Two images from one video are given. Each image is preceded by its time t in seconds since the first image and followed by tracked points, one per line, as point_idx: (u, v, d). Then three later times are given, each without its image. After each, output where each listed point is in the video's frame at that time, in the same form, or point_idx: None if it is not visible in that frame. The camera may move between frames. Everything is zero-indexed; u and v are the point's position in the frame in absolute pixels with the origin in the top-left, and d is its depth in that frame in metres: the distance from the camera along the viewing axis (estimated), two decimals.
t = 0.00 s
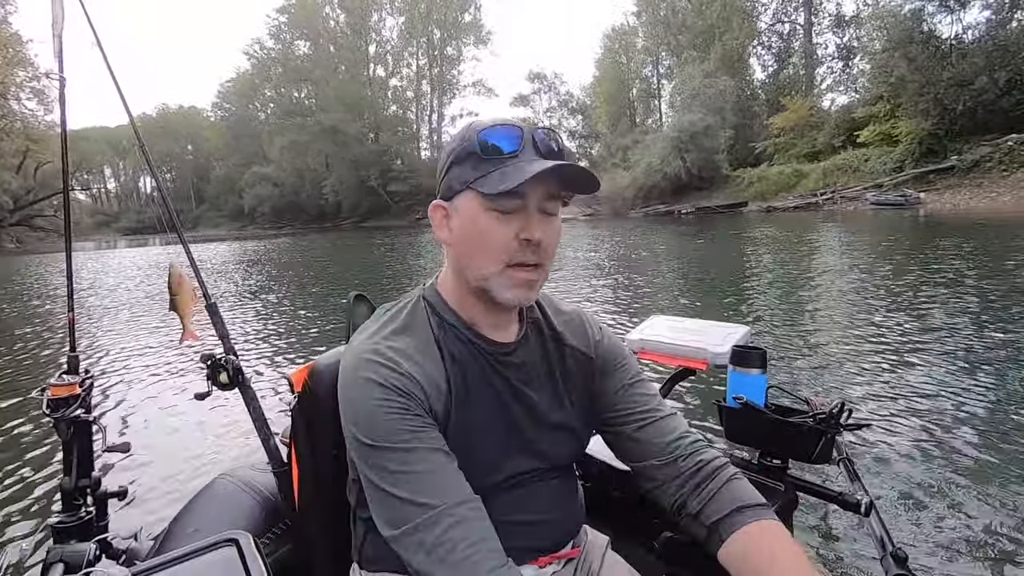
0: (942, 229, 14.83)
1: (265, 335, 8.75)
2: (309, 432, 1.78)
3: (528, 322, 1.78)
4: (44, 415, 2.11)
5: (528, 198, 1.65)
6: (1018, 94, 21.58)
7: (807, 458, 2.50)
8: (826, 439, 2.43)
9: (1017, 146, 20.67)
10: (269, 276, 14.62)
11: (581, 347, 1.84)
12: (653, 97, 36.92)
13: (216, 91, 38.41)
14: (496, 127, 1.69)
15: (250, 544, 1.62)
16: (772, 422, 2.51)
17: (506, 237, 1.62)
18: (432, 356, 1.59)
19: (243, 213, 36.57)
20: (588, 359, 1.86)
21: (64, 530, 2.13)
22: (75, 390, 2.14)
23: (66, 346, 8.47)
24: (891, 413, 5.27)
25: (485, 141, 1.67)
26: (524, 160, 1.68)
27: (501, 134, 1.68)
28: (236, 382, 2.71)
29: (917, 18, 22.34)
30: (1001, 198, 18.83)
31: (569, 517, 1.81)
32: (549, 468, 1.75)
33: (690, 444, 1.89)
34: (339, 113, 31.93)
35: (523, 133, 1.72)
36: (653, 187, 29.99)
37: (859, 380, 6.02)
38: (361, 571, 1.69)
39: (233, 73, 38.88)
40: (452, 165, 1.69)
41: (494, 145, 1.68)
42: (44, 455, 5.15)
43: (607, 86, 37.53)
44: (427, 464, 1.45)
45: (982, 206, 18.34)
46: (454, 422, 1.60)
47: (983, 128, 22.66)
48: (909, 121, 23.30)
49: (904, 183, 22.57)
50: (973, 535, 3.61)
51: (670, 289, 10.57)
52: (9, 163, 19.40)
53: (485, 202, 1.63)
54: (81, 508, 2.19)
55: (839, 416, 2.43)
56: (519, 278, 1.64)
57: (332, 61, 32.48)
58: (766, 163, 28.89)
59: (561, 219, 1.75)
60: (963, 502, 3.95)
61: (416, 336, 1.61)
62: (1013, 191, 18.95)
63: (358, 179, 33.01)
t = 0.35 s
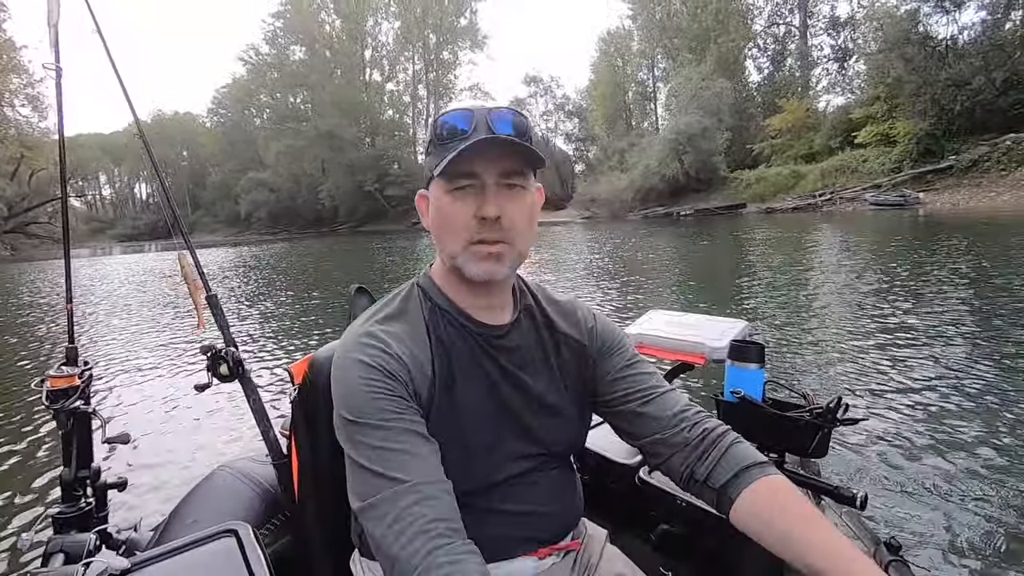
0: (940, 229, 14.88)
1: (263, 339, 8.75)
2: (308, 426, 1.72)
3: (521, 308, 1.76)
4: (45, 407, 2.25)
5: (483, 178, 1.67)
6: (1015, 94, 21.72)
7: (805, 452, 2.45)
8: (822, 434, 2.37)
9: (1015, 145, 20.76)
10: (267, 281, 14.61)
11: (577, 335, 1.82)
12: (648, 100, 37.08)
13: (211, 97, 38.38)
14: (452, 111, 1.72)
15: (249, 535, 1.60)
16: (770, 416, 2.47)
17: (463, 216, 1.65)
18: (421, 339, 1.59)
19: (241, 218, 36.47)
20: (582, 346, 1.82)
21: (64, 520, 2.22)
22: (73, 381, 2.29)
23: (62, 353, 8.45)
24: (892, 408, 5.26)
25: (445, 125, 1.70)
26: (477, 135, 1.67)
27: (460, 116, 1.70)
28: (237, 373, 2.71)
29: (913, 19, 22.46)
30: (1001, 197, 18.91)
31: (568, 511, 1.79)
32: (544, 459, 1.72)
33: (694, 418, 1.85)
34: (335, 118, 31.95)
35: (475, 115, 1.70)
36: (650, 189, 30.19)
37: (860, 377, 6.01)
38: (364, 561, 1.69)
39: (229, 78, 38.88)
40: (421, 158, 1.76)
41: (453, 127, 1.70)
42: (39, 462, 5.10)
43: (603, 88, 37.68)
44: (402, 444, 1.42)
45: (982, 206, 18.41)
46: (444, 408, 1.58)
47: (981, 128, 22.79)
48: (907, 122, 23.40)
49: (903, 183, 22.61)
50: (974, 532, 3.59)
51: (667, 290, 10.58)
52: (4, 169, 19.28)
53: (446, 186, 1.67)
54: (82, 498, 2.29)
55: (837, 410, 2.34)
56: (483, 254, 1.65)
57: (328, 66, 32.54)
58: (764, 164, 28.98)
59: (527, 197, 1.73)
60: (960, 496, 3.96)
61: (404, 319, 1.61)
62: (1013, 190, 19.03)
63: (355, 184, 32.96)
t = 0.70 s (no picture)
0: (939, 231, 14.91)
1: (260, 346, 8.70)
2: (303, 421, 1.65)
3: (494, 297, 1.78)
4: (36, 423, 2.27)
5: (418, 169, 1.75)
6: (1016, 94, 21.81)
7: (799, 459, 2.49)
8: (818, 440, 2.42)
9: (1017, 146, 20.82)
10: (265, 287, 14.56)
11: (548, 320, 1.87)
12: (646, 104, 37.24)
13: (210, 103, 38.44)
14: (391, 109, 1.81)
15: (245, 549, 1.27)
16: (767, 423, 2.48)
17: (403, 206, 1.73)
18: (384, 323, 1.57)
19: (240, 224, 36.40)
20: (552, 330, 1.87)
21: (56, 535, 2.30)
22: (63, 397, 2.30)
23: (57, 362, 8.40)
24: (896, 412, 5.25)
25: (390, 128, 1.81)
26: (409, 127, 1.73)
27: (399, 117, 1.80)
28: (230, 386, 2.76)
29: (911, 21, 22.57)
30: (1004, 198, 18.95)
31: (569, 515, 1.80)
32: (542, 439, 1.78)
33: (636, 418, 2.06)
34: (334, 123, 32.01)
35: (410, 113, 1.78)
36: (650, 192, 30.25)
37: (860, 380, 6.00)
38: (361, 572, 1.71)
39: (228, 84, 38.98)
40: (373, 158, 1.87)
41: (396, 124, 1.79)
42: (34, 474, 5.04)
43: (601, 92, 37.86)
44: (327, 448, 1.39)
45: (985, 207, 18.44)
46: (423, 389, 1.57)
47: (983, 128, 22.87)
48: (907, 123, 23.44)
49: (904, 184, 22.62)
50: (969, 534, 3.60)
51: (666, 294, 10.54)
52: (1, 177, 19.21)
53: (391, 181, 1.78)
54: (74, 514, 2.35)
55: (832, 416, 2.41)
56: (421, 239, 1.71)
57: (327, 72, 32.66)
58: (763, 167, 29.07)
59: (464, 181, 1.75)
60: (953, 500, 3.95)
61: (375, 304, 1.61)
62: (1016, 191, 19.08)
63: (354, 189, 32.87)
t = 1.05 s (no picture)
0: (949, 230, 14.79)
1: (260, 348, 8.66)
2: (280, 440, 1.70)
3: (474, 307, 1.85)
4: (12, 438, 2.17)
5: (411, 190, 1.75)
6: None
7: (787, 462, 2.44)
8: (805, 443, 2.37)
9: None
10: (267, 289, 14.53)
11: (517, 323, 1.97)
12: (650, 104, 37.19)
13: (215, 106, 38.61)
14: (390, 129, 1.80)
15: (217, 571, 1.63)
16: (753, 427, 2.47)
17: (393, 226, 1.75)
18: (361, 328, 1.59)
19: (245, 226, 36.44)
20: (523, 333, 1.97)
21: (32, 556, 2.18)
22: (41, 411, 2.20)
23: (56, 364, 8.37)
24: (899, 413, 5.20)
25: (385, 143, 1.80)
26: (407, 153, 1.74)
27: (395, 133, 1.79)
28: (211, 400, 2.80)
29: (922, 18, 22.32)
30: (1019, 197, 18.80)
31: (552, 518, 1.81)
32: (522, 437, 1.82)
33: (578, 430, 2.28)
34: (339, 125, 32.07)
35: (408, 131, 1.77)
36: (657, 192, 30.22)
37: (866, 381, 5.95)
38: None
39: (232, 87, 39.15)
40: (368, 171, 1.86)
41: (393, 140, 1.79)
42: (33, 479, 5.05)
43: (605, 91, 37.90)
44: (260, 453, 1.44)
45: (998, 206, 18.31)
46: (398, 385, 1.58)
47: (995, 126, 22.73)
48: (917, 121, 23.25)
49: (916, 183, 22.48)
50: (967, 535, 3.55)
51: (670, 295, 10.48)
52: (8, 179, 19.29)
53: (383, 197, 1.78)
54: (51, 532, 2.24)
55: (818, 420, 2.34)
56: (408, 261, 1.72)
57: (331, 73, 32.77)
58: (771, 166, 29.02)
59: (456, 207, 1.77)
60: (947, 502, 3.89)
61: (354, 311, 1.63)
62: None
63: (359, 190, 32.89)
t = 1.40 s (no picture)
0: (972, 228, 14.48)
1: (271, 343, 8.69)
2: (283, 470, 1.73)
3: (486, 334, 1.85)
4: (15, 466, 2.45)
5: (452, 224, 1.74)
6: None
7: (793, 468, 2.53)
8: (810, 450, 2.47)
9: None
10: (279, 283, 14.58)
11: (528, 349, 1.96)
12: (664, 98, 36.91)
13: (230, 100, 38.83)
14: (433, 160, 1.80)
15: None
16: (760, 433, 2.55)
17: (432, 260, 1.71)
18: (369, 365, 1.61)
19: (259, 219, 36.67)
20: (533, 359, 1.96)
21: None
22: (41, 439, 2.47)
23: (71, 358, 8.45)
24: (915, 418, 5.11)
25: (424, 172, 1.79)
26: (454, 188, 1.75)
27: (436, 163, 1.79)
28: (213, 422, 2.86)
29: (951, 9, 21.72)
30: None
31: (553, 530, 1.82)
32: (524, 467, 1.80)
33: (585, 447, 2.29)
34: (353, 119, 32.13)
35: (452, 163, 1.80)
36: (673, 187, 29.95)
37: (883, 383, 5.90)
38: None
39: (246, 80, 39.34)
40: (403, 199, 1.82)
41: (434, 173, 1.79)
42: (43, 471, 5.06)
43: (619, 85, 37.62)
44: (264, 497, 1.52)
45: None
46: (406, 425, 1.61)
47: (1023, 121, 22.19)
48: (942, 116, 22.72)
49: (940, 179, 22.08)
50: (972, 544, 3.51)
51: (684, 293, 10.41)
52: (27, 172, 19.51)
53: (421, 226, 1.74)
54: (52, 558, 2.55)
55: (824, 424, 2.44)
56: (447, 298, 1.69)
57: (344, 67, 32.88)
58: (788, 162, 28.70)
59: (496, 244, 1.80)
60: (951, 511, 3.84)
61: (361, 346, 1.64)
62: None
63: (371, 184, 32.98)
